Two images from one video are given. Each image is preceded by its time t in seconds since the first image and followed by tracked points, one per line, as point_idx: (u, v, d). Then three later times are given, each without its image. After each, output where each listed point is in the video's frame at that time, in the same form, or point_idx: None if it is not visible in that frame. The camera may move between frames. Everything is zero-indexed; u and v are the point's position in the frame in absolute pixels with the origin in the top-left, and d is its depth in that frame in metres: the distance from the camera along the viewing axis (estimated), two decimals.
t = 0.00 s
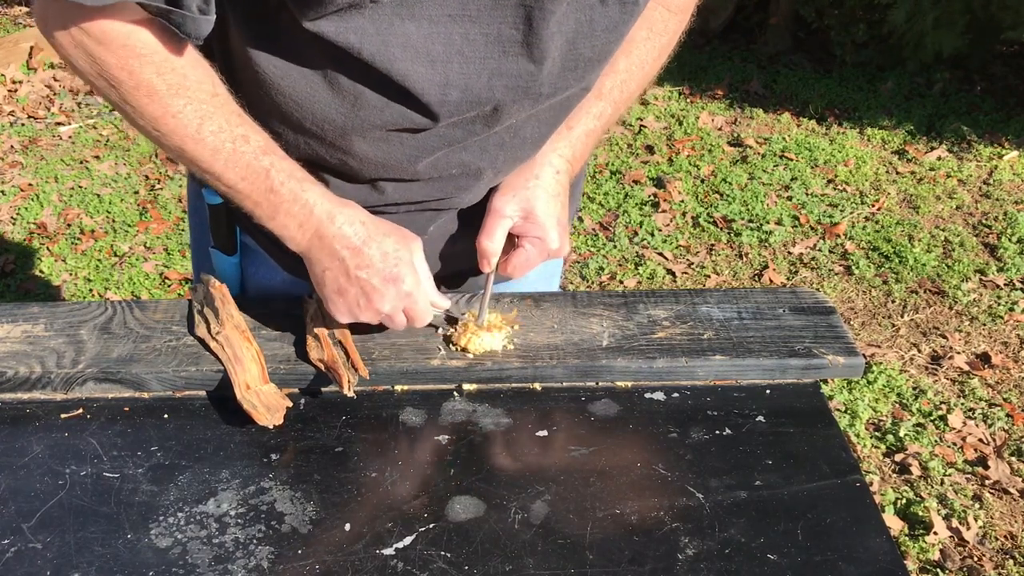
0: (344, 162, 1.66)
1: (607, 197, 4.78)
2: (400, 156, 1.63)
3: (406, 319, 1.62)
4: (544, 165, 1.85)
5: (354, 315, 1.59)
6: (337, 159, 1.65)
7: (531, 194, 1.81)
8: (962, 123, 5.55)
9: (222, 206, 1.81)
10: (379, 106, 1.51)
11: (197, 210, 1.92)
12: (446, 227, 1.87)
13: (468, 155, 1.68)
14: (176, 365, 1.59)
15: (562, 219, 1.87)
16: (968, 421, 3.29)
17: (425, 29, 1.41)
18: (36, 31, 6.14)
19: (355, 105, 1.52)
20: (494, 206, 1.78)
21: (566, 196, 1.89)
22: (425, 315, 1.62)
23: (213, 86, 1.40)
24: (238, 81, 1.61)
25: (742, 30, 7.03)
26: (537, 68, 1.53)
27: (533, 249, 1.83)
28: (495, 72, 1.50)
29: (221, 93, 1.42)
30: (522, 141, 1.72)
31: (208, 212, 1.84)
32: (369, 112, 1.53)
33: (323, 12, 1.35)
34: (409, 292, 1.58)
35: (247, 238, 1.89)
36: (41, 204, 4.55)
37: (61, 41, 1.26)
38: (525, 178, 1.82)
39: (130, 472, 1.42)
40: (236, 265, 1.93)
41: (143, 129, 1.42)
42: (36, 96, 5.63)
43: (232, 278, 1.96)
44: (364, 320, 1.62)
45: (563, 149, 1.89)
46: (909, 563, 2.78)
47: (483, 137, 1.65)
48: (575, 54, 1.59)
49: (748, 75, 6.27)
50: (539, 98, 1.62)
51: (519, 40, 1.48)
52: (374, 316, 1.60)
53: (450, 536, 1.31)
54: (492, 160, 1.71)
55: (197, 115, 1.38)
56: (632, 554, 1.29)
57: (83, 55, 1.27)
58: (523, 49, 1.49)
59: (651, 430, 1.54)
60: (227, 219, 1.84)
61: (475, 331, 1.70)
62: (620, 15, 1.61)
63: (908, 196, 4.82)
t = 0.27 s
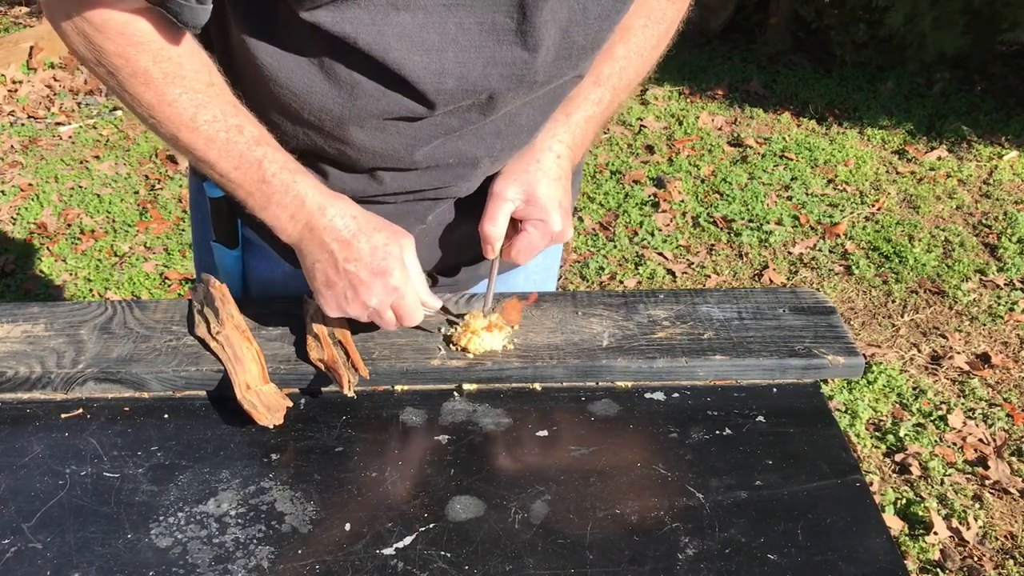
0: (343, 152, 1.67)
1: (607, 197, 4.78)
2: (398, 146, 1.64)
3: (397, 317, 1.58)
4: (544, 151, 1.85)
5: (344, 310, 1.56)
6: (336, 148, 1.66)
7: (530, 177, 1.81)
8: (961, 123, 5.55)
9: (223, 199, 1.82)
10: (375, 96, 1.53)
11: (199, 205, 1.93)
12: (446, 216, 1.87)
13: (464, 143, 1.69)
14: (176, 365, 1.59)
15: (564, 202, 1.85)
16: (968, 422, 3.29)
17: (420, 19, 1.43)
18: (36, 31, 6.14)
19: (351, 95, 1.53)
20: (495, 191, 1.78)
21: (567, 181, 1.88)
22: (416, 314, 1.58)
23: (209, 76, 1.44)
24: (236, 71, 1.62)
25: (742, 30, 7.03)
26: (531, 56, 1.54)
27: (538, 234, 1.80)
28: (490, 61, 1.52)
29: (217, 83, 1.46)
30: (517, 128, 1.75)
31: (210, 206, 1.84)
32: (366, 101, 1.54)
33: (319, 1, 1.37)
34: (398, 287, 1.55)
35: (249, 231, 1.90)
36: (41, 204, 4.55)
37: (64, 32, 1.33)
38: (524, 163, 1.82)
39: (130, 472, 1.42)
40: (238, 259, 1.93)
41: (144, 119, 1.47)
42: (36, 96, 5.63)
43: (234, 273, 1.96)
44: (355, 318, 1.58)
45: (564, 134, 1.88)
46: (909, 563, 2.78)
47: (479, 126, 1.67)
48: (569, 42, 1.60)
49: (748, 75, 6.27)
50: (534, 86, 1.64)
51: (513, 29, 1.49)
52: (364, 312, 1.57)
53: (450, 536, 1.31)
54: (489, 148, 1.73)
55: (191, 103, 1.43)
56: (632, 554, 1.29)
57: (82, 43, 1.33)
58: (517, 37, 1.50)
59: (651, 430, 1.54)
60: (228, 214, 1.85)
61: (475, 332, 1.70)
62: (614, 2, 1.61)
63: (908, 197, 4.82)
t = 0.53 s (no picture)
0: (340, 143, 1.67)
1: (607, 197, 4.78)
2: (393, 138, 1.65)
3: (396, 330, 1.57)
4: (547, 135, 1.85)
5: (346, 314, 1.54)
6: (333, 140, 1.67)
7: (532, 160, 1.81)
8: (961, 124, 5.55)
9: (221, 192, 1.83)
10: (371, 87, 1.54)
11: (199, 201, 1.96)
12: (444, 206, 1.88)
13: (459, 135, 1.70)
14: (176, 365, 1.59)
15: (564, 189, 1.85)
16: (968, 421, 3.29)
17: (415, 11, 1.44)
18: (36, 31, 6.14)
19: (347, 86, 1.54)
20: (495, 171, 1.79)
21: (569, 167, 1.88)
22: (416, 327, 1.56)
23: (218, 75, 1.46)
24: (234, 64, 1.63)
25: (742, 30, 7.03)
26: (526, 47, 1.56)
27: (535, 219, 1.81)
28: (485, 53, 1.53)
29: (227, 83, 1.48)
30: (512, 120, 1.75)
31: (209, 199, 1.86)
32: (361, 93, 1.55)
33: None
34: (402, 293, 1.54)
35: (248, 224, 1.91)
36: (41, 204, 4.55)
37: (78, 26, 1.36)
38: (527, 146, 1.83)
39: (130, 471, 1.42)
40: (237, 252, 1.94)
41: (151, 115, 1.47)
42: (36, 96, 5.63)
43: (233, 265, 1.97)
44: (355, 325, 1.56)
45: (568, 118, 1.89)
46: (909, 563, 2.78)
47: (474, 118, 1.69)
48: (563, 34, 1.61)
49: (748, 75, 6.27)
50: (528, 78, 1.65)
51: (508, 21, 1.51)
52: (366, 317, 1.54)
53: (451, 536, 1.31)
54: (484, 139, 1.74)
55: (200, 100, 1.44)
56: (632, 554, 1.29)
57: (96, 41, 1.37)
58: (512, 29, 1.52)
59: (651, 430, 1.54)
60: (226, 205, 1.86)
61: (474, 332, 1.70)
62: None
63: (908, 197, 4.82)
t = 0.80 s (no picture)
0: (337, 137, 1.70)
1: (607, 197, 4.78)
2: (388, 132, 1.67)
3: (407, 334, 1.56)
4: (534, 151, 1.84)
5: (358, 317, 1.52)
6: (330, 133, 1.70)
7: (522, 175, 1.79)
8: (961, 123, 5.55)
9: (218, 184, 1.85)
10: (367, 82, 1.56)
11: (195, 196, 1.97)
12: (440, 202, 1.90)
13: (455, 131, 1.72)
14: (176, 365, 1.59)
15: (555, 202, 1.84)
16: (968, 421, 3.29)
17: (412, 7, 1.46)
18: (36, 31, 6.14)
19: (343, 81, 1.56)
20: (484, 188, 1.77)
21: (558, 180, 1.87)
22: (425, 330, 1.57)
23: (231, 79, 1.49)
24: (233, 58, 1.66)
25: (741, 30, 7.03)
26: (520, 43, 1.58)
27: (527, 233, 1.79)
28: (480, 49, 1.55)
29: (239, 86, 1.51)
30: (506, 116, 1.77)
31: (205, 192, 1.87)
32: (357, 87, 1.57)
33: None
34: (415, 294, 1.53)
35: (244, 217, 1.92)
36: (41, 204, 4.55)
37: (93, 31, 1.39)
38: (516, 162, 1.81)
39: (130, 472, 1.42)
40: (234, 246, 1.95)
41: (166, 119, 1.50)
42: (36, 96, 5.62)
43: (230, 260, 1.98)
44: (366, 330, 1.54)
45: (554, 132, 1.88)
46: (909, 563, 2.78)
47: (469, 114, 1.71)
48: (557, 30, 1.63)
49: (748, 75, 6.27)
50: (522, 73, 1.67)
51: (503, 17, 1.53)
52: (378, 318, 1.53)
53: (450, 536, 1.31)
54: (479, 135, 1.76)
55: (214, 104, 1.47)
56: (632, 554, 1.29)
57: (111, 44, 1.40)
58: (507, 25, 1.54)
59: (651, 430, 1.54)
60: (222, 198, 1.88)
61: (475, 331, 1.70)
62: None
63: (908, 197, 4.82)
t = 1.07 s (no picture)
0: (335, 131, 1.71)
1: (607, 197, 4.78)
2: (388, 127, 1.69)
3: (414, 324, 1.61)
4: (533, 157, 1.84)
5: (366, 307, 1.57)
6: (329, 127, 1.70)
7: (521, 180, 1.79)
8: (961, 123, 5.55)
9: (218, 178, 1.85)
10: (367, 77, 1.56)
11: (195, 191, 1.97)
12: (437, 198, 1.92)
13: (454, 129, 1.74)
14: (176, 365, 1.59)
15: (555, 205, 1.84)
16: (968, 421, 3.29)
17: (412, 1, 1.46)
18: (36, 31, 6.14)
19: (342, 75, 1.57)
20: (485, 195, 1.75)
21: (556, 183, 1.87)
22: (432, 320, 1.62)
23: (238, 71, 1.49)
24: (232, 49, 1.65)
25: (742, 30, 7.03)
26: (518, 39, 1.59)
27: (529, 238, 1.79)
28: (479, 45, 1.56)
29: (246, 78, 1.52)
30: (504, 113, 1.79)
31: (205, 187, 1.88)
32: (357, 82, 1.57)
33: None
34: (423, 283, 1.58)
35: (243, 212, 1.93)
36: (41, 204, 4.55)
37: (101, 25, 1.37)
38: (515, 167, 1.81)
39: (130, 472, 1.42)
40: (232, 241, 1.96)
41: (173, 111, 1.49)
42: (36, 96, 5.62)
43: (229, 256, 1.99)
44: (372, 321, 1.59)
45: (553, 139, 1.89)
46: (909, 563, 2.78)
47: (467, 110, 1.72)
48: (554, 26, 1.64)
49: (748, 75, 6.27)
50: (520, 69, 1.68)
51: (502, 12, 1.53)
52: (386, 308, 1.57)
53: (451, 536, 1.31)
54: (478, 132, 1.78)
55: (223, 97, 1.47)
56: (632, 554, 1.29)
57: (119, 39, 1.37)
58: (506, 21, 1.54)
59: (651, 430, 1.54)
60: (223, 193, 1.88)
61: (485, 323, 1.71)
62: None
63: (908, 197, 4.82)
